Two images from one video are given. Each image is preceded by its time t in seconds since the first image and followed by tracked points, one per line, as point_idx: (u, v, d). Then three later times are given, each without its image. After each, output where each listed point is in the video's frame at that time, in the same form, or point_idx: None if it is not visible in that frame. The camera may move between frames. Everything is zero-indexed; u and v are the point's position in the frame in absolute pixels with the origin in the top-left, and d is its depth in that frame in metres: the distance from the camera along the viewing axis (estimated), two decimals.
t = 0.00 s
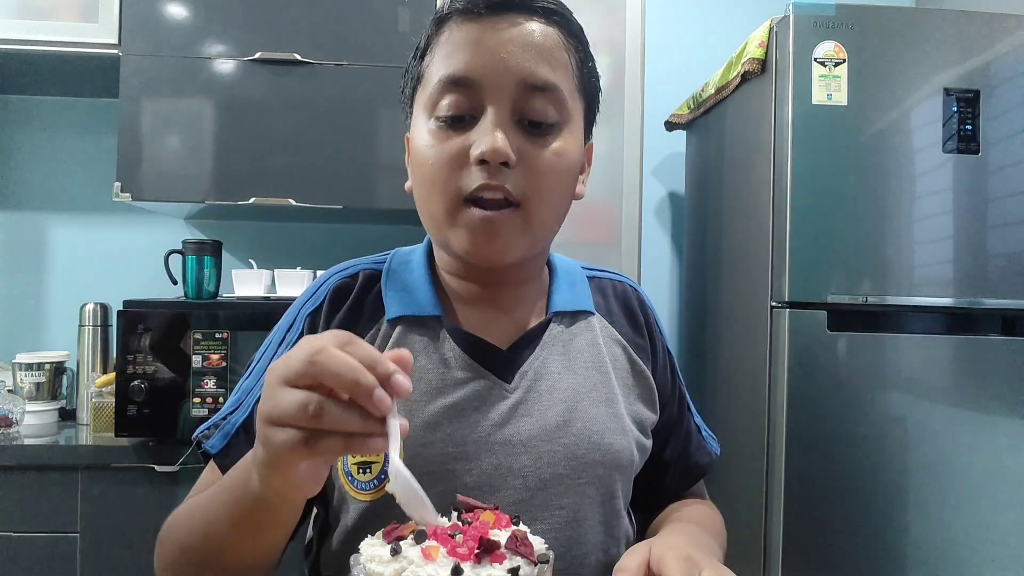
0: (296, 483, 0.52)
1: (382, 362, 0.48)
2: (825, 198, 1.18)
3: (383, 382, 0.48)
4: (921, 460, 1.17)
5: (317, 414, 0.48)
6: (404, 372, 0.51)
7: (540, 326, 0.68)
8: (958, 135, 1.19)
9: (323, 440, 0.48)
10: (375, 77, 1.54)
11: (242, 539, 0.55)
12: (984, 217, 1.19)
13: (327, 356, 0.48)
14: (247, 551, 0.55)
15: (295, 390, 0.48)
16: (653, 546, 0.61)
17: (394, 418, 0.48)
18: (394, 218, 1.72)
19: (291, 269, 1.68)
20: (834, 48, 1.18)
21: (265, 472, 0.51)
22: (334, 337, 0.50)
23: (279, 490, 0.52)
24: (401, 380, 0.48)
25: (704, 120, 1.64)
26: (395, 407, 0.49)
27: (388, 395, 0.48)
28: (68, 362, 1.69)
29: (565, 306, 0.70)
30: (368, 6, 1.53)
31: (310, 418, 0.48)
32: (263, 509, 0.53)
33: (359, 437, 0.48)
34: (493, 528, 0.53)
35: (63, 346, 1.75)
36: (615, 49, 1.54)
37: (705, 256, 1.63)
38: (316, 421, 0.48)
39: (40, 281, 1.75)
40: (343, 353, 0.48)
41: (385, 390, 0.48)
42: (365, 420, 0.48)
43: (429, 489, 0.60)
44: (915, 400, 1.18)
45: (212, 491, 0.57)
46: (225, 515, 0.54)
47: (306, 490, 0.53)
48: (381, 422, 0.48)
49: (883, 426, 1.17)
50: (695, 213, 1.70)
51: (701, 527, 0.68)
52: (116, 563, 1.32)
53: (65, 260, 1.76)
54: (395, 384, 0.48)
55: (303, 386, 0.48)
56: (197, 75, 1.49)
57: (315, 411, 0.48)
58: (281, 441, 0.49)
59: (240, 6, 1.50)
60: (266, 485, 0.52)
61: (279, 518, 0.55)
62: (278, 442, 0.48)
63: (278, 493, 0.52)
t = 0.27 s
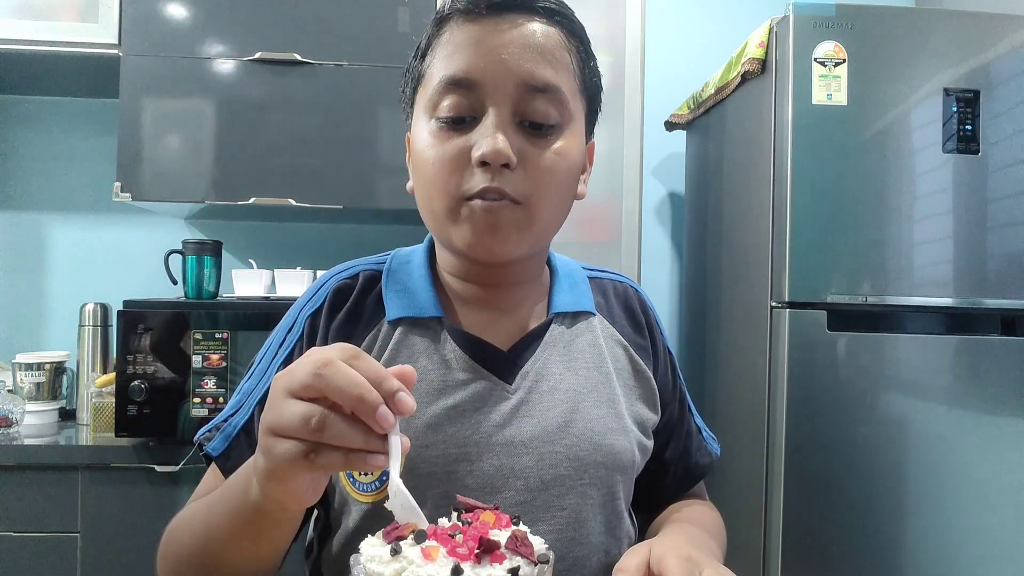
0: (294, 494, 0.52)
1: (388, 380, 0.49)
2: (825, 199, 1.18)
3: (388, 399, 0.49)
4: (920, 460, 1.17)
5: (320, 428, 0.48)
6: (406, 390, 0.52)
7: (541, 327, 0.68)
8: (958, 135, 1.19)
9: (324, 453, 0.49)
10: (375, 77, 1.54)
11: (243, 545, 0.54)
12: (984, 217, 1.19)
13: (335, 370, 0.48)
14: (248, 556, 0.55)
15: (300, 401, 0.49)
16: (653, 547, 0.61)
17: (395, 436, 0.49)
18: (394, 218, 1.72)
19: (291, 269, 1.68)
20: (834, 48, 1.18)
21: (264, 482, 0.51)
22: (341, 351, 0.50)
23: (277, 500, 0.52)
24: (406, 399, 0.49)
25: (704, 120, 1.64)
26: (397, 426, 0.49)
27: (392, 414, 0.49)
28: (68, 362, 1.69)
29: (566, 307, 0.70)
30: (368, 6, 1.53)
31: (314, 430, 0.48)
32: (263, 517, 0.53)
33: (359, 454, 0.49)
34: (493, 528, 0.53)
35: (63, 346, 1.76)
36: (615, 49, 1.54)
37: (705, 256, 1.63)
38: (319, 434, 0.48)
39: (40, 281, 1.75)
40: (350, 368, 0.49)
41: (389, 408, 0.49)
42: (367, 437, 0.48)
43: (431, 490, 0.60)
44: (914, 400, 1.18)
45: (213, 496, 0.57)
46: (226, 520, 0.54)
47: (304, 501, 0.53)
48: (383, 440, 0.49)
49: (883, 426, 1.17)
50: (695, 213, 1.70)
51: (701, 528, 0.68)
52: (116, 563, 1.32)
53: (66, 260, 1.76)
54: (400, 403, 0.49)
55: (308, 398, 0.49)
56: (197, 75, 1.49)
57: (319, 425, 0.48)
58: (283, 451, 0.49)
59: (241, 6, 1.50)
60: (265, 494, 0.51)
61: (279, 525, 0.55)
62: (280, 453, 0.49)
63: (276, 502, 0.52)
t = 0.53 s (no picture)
0: (295, 493, 0.51)
1: (388, 379, 0.49)
2: (825, 198, 1.18)
3: (389, 398, 0.49)
4: (920, 460, 1.17)
5: (320, 427, 0.48)
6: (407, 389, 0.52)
7: (541, 327, 0.68)
8: (958, 135, 1.19)
9: (325, 453, 0.49)
10: (375, 77, 1.54)
11: (243, 545, 0.54)
12: (984, 217, 1.19)
13: (335, 369, 0.48)
14: (249, 556, 0.55)
15: (301, 400, 0.49)
16: (653, 547, 0.61)
17: (396, 435, 0.49)
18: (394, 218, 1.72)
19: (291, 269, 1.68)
20: (834, 48, 1.18)
21: (265, 482, 0.51)
22: (342, 351, 0.51)
23: (278, 500, 0.52)
24: (407, 398, 0.49)
25: (704, 120, 1.64)
26: (398, 424, 0.49)
27: (393, 412, 0.49)
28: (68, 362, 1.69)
29: (566, 307, 0.70)
30: (368, 6, 1.53)
31: (314, 430, 0.48)
32: (262, 518, 0.53)
33: (360, 453, 0.49)
34: (493, 528, 0.53)
35: (63, 345, 1.75)
36: (615, 49, 1.54)
37: (705, 255, 1.63)
38: (319, 433, 0.48)
39: (40, 281, 1.75)
40: (350, 367, 0.49)
41: (390, 407, 0.49)
42: (367, 436, 0.48)
43: (432, 490, 0.60)
44: (914, 400, 1.18)
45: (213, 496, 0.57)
46: (224, 520, 0.54)
47: (304, 501, 0.53)
48: (384, 438, 0.49)
49: (883, 426, 1.17)
50: (695, 213, 1.70)
51: (700, 527, 0.68)
52: (116, 563, 1.32)
53: (65, 260, 1.76)
54: (400, 402, 0.49)
55: (309, 397, 0.49)
56: (197, 75, 1.49)
57: (319, 424, 0.48)
58: (284, 451, 0.49)
59: (240, 6, 1.50)
60: (266, 495, 0.52)
61: (280, 525, 0.55)
62: (281, 452, 0.49)
63: (277, 502, 0.52)
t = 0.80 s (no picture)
0: (296, 494, 0.51)
1: (388, 379, 0.49)
2: (825, 198, 1.18)
3: (388, 398, 0.49)
4: (920, 459, 1.17)
5: (320, 428, 0.48)
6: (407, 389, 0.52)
7: (541, 325, 0.68)
8: (958, 135, 1.19)
9: (325, 453, 0.48)
10: (375, 76, 1.54)
11: (244, 546, 0.54)
12: (984, 216, 1.19)
13: (334, 371, 0.48)
14: (251, 556, 0.55)
15: (302, 401, 0.49)
16: (653, 546, 0.60)
17: (396, 435, 0.49)
18: (394, 218, 1.72)
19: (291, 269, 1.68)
20: (834, 48, 1.18)
21: (266, 483, 0.50)
22: (342, 352, 0.51)
23: (279, 501, 0.52)
24: (406, 398, 0.49)
25: (704, 120, 1.64)
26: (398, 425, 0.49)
27: (393, 413, 0.49)
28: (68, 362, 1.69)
29: (566, 305, 0.70)
30: (368, 6, 1.53)
31: (314, 430, 0.48)
32: (262, 519, 0.53)
33: (360, 454, 0.49)
34: (493, 528, 0.53)
35: (63, 346, 1.76)
36: (615, 49, 1.54)
37: (705, 255, 1.63)
38: (320, 434, 0.48)
39: (40, 281, 1.75)
40: (350, 368, 0.49)
41: (390, 407, 0.49)
42: (367, 436, 0.48)
43: (432, 489, 0.60)
44: (915, 400, 1.18)
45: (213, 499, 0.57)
46: (225, 522, 0.54)
47: (305, 502, 0.52)
48: (383, 439, 0.49)
49: (883, 426, 1.17)
50: (695, 213, 1.70)
51: (700, 526, 0.68)
52: (116, 563, 1.32)
53: (65, 260, 1.76)
54: (400, 402, 0.49)
55: (309, 398, 0.49)
56: (197, 75, 1.49)
57: (319, 425, 0.48)
58: (285, 452, 0.49)
59: (240, 7, 1.50)
60: (267, 495, 0.51)
61: (280, 526, 0.55)
62: (281, 453, 0.49)
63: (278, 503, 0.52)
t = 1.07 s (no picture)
0: (294, 501, 0.52)
1: (363, 383, 0.47)
2: (826, 198, 1.18)
3: (364, 404, 0.47)
4: (920, 459, 1.17)
5: (298, 443, 0.47)
6: (388, 388, 0.49)
7: (543, 318, 0.68)
8: (958, 135, 1.19)
9: (309, 466, 0.48)
10: (375, 77, 1.54)
11: (245, 542, 0.54)
12: (984, 216, 1.19)
13: (305, 385, 0.46)
14: (252, 557, 0.56)
15: (276, 417, 0.48)
16: (651, 543, 0.61)
17: (379, 440, 0.47)
18: (394, 218, 1.72)
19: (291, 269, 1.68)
20: (834, 48, 1.18)
21: (259, 495, 0.51)
22: (314, 360, 0.48)
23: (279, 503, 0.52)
24: (383, 401, 0.46)
25: (704, 120, 1.64)
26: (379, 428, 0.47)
27: (371, 417, 0.47)
28: (68, 362, 1.69)
29: (566, 300, 0.70)
30: (368, 6, 1.53)
31: (293, 445, 0.47)
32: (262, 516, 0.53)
33: (344, 462, 0.48)
34: (492, 528, 0.53)
35: (62, 346, 1.75)
36: (616, 49, 1.54)
37: (705, 255, 1.63)
38: (299, 448, 0.47)
39: (40, 281, 1.75)
40: (322, 377, 0.47)
41: (366, 413, 0.47)
42: (348, 446, 0.47)
43: (431, 483, 0.60)
44: (914, 400, 1.18)
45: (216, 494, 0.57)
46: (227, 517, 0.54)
47: (306, 505, 0.53)
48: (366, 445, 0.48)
49: (883, 426, 1.17)
50: (695, 213, 1.70)
51: (699, 524, 0.68)
52: (116, 563, 1.32)
53: (65, 260, 1.76)
54: (377, 405, 0.46)
55: (284, 412, 0.48)
56: (197, 75, 1.49)
57: (297, 439, 0.47)
58: (267, 468, 0.48)
59: (240, 7, 1.50)
60: (263, 503, 0.52)
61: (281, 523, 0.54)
62: (264, 469, 0.48)
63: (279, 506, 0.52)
